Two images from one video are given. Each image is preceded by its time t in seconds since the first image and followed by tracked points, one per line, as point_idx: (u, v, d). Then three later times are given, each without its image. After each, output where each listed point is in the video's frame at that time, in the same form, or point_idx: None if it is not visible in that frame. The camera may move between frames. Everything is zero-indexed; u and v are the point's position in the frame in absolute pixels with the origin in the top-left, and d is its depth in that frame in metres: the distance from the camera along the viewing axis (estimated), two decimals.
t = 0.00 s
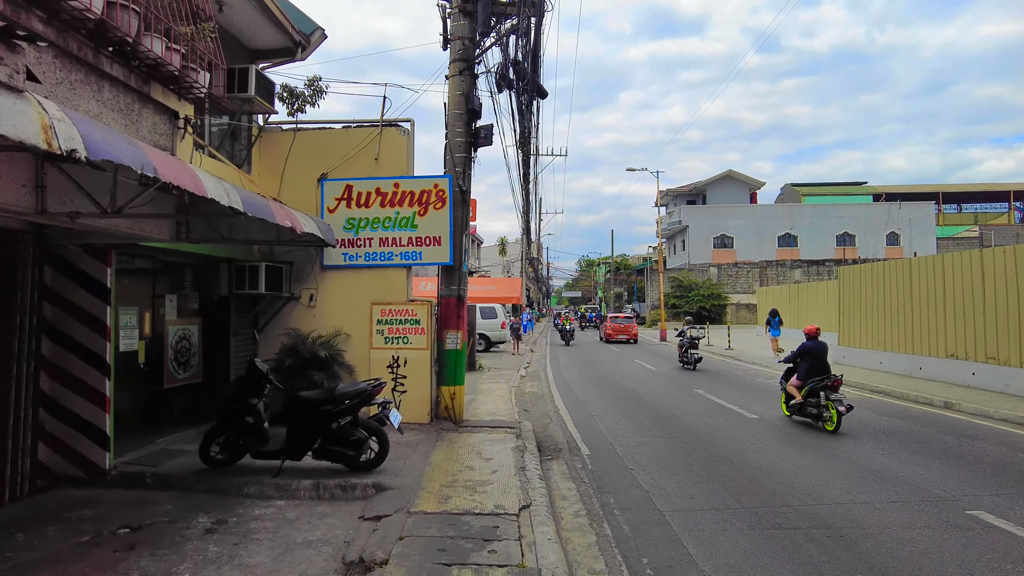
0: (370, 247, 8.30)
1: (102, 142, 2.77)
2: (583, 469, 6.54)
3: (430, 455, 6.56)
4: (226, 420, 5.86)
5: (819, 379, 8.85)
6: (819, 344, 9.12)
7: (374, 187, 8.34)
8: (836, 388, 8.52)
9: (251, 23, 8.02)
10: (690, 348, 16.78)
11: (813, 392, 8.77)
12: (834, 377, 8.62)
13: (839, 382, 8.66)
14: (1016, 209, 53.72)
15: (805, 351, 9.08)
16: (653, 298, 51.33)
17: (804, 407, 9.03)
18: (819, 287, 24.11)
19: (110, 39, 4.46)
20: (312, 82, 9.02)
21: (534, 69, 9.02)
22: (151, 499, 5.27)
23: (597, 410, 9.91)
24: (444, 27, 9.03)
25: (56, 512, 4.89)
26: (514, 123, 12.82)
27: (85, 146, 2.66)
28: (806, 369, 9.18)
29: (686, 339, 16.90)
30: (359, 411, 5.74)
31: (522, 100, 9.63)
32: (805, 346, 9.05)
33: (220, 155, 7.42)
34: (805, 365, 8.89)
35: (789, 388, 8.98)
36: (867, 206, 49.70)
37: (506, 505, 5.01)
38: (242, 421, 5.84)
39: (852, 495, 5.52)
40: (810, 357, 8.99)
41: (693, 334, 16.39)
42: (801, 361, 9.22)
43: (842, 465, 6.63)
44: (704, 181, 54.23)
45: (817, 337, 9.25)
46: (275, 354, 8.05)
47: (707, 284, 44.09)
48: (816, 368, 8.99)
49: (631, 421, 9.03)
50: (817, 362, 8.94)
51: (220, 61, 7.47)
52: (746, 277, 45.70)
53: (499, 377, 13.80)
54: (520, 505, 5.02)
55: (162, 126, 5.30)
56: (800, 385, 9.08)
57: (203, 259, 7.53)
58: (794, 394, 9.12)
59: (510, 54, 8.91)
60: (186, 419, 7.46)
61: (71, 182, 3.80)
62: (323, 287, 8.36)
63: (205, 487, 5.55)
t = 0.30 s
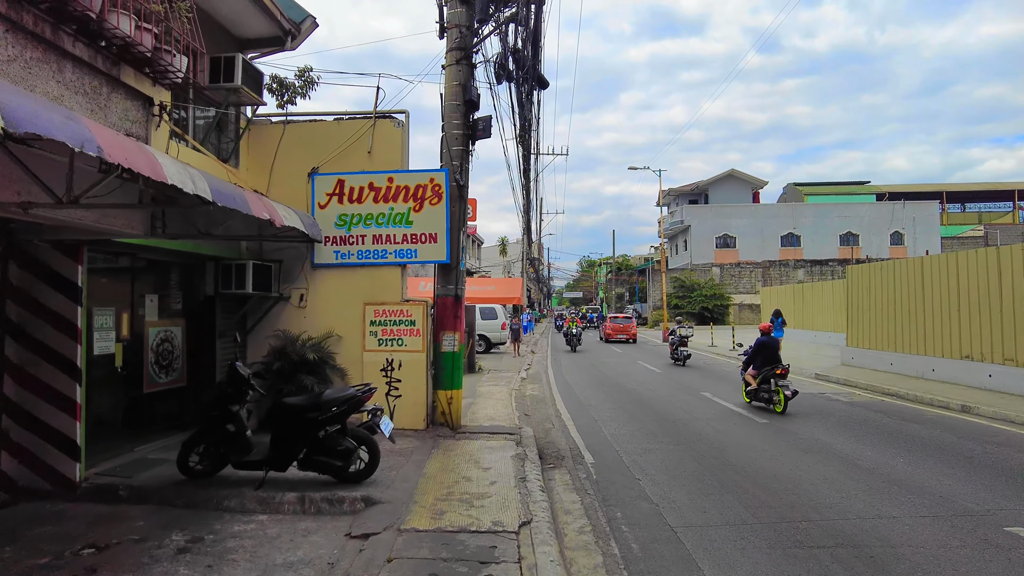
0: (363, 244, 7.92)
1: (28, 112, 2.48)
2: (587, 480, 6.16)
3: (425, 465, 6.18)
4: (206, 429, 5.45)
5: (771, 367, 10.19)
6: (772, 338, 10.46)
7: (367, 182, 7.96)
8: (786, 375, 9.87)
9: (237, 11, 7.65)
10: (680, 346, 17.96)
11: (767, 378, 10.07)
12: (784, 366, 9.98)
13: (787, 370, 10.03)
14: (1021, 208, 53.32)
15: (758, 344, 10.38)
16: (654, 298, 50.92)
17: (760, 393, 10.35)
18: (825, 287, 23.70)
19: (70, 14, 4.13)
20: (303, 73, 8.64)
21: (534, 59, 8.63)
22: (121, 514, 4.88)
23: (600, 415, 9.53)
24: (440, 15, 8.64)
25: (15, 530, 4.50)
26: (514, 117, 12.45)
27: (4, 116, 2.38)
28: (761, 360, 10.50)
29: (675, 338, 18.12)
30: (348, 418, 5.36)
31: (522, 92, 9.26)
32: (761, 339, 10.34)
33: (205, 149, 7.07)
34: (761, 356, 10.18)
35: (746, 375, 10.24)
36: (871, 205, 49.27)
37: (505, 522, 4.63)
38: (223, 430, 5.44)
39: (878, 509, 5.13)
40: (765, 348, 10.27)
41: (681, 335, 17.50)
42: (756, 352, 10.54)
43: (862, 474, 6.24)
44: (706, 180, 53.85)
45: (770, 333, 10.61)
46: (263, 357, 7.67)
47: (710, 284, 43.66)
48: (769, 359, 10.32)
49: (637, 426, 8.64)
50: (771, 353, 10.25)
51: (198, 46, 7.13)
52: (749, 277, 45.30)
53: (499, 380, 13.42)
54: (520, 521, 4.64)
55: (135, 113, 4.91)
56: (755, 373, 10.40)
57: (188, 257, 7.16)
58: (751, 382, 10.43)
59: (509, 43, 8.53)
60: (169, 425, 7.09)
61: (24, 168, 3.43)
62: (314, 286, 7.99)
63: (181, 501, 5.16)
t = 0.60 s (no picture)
0: (357, 240, 7.55)
1: None
2: (594, 490, 5.79)
3: (422, 474, 5.80)
4: (185, 437, 5.06)
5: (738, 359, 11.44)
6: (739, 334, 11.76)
7: (361, 174, 7.58)
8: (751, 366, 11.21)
9: None
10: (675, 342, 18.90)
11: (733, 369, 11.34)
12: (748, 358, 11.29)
13: (751, 362, 11.34)
14: None
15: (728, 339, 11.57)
16: (656, 298, 50.54)
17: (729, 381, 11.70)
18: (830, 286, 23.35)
19: None
20: (295, 61, 8.27)
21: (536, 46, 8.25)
22: (90, 529, 4.50)
23: (605, 418, 9.16)
24: None
25: None
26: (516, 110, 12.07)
27: None
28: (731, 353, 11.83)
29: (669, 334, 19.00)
30: (338, 425, 4.99)
31: (523, 83, 8.91)
32: (731, 334, 11.66)
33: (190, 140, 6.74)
34: (730, 349, 11.47)
35: (717, 365, 11.53)
36: (874, 203, 48.86)
37: (506, 539, 4.25)
38: (204, 438, 5.06)
39: (909, 522, 4.76)
40: (732, 342, 11.53)
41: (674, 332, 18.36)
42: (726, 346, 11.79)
43: (886, 483, 5.87)
44: (708, 178, 53.52)
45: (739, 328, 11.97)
46: (252, 359, 7.30)
47: (712, 283, 43.27)
48: (736, 351, 11.59)
49: (644, 430, 8.28)
50: (739, 346, 11.61)
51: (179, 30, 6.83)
52: (751, 276, 44.94)
53: (499, 381, 13.05)
54: (522, 538, 4.27)
55: (106, 96, 4.54)
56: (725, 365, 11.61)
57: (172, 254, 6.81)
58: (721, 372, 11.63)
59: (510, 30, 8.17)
60: (153, 430, 6.73)
61: None
62: (306, 284, 7.62)
63: (158, 514, 4.78)
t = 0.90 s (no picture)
0: (351, 238, 7.21)
1: None
2: (601, 504, 5.43)
3: (417, 487, 5.45)
4: (163, 449, 4.68)
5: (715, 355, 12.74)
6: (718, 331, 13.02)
7: (355, 170, 7.24)
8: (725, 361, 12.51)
9: None
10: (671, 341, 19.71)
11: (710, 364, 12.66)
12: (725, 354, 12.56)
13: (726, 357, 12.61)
14: None
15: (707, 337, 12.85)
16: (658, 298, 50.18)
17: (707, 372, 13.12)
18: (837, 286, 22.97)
19: None
20: (286, 52, 7.92)
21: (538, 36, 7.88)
22: (56, 551, 4.14)
23: (610, 424, 8.80)
24: None
25: None
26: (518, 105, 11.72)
27: None
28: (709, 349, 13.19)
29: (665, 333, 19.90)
30: (327, 437, 4.65)
31: (525, 75, 8.54)
32: (709, 332, 12.99)
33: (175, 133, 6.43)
34: (708, 345, 12.84)
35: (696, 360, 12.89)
36: (878, 203, 48.46)
37: (508, 563, 3.90)
38: (183, 450, 4.69)
39: (944, 543, 4.40)
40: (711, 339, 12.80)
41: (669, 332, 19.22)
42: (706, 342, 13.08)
43: (913, 497, 5.51)
44: (710, 178, 53.18)
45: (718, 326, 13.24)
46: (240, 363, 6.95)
47: (715, 284, 42.88)
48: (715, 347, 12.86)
49: (652, 438, 7.92)
50: (717, 343, 12.98)
51: (161, 17, 6.50)
52: (754, 276, 44.57)
53: (500, 384, 12.68)
54: (525, 562, 3.92)
55: (75, 81, 4.20)
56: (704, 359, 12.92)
57: (156, 252, 6.46)
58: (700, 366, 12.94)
59: (511, 19, 7.81)
60: (135, 439, 6.38)
61: None
62: (298, 285, 7.29)
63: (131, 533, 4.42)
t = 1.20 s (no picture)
0: (344, 232, 6.87)
1: None
2: (608, 515, 5.10)
3: (412, 497, 5.09)
4: (136, 456, 4.32)
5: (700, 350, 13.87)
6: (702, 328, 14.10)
7: (348, 160, 6.90)
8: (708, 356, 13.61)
9: None
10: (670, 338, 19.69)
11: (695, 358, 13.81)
12: (707, 349, 13.72)
13: (709, 351, 13.75)
14: None
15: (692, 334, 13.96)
16: (660, 297, 49.80)
17: (693, 364, 14.39)
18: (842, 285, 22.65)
19: None
20: (277, 38, 7.56)
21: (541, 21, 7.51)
22: (15, 569, 3.78)
23: (615, 427, 8.45)
24: None
25: None
26: (518, 98, 11.37)
27: None
28: (695, 343, 14.38)
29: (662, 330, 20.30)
30: (311, 444, 4.31)
31: (526, 63, 8.18)
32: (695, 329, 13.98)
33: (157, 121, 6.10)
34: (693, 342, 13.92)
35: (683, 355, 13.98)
36: (882, 202, 48.07)
37: None
38: (157, 458, 4.32)
39: (982, 561, 4.05)
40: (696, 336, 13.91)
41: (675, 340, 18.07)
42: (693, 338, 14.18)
43: (940, 507, 5.16)
44: (712, 177, 52.86)
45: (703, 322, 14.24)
46: (227, 365, 6.60)
47: (718, 283, 42.51)
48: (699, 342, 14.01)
49: (658, 441, 7.58)
50: (701, 337, 14.08)
51: None
52: (757, 275, 44.20)
53: (500, 385, 12.34)
54: None
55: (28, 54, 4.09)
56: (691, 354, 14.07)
57: (136, 247, 6.12)
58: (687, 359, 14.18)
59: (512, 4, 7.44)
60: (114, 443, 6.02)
61: None
62: (288, 282, 6.96)
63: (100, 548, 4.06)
